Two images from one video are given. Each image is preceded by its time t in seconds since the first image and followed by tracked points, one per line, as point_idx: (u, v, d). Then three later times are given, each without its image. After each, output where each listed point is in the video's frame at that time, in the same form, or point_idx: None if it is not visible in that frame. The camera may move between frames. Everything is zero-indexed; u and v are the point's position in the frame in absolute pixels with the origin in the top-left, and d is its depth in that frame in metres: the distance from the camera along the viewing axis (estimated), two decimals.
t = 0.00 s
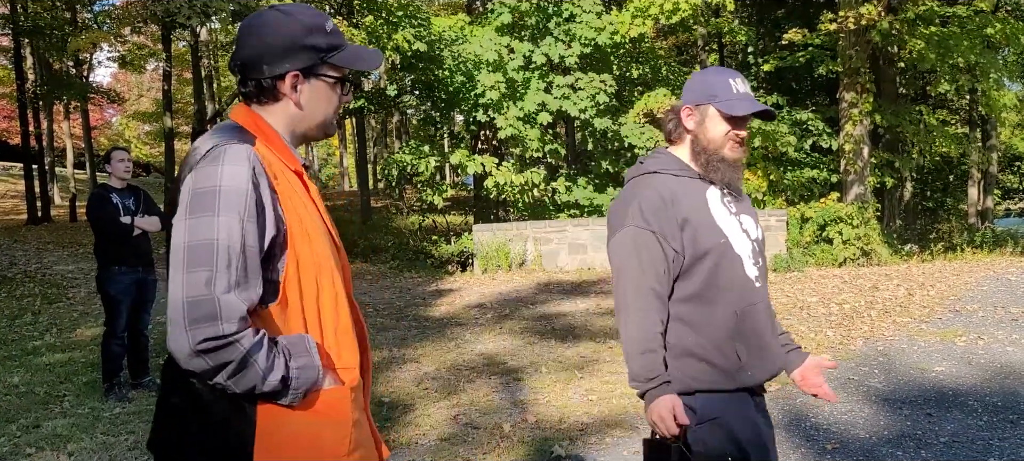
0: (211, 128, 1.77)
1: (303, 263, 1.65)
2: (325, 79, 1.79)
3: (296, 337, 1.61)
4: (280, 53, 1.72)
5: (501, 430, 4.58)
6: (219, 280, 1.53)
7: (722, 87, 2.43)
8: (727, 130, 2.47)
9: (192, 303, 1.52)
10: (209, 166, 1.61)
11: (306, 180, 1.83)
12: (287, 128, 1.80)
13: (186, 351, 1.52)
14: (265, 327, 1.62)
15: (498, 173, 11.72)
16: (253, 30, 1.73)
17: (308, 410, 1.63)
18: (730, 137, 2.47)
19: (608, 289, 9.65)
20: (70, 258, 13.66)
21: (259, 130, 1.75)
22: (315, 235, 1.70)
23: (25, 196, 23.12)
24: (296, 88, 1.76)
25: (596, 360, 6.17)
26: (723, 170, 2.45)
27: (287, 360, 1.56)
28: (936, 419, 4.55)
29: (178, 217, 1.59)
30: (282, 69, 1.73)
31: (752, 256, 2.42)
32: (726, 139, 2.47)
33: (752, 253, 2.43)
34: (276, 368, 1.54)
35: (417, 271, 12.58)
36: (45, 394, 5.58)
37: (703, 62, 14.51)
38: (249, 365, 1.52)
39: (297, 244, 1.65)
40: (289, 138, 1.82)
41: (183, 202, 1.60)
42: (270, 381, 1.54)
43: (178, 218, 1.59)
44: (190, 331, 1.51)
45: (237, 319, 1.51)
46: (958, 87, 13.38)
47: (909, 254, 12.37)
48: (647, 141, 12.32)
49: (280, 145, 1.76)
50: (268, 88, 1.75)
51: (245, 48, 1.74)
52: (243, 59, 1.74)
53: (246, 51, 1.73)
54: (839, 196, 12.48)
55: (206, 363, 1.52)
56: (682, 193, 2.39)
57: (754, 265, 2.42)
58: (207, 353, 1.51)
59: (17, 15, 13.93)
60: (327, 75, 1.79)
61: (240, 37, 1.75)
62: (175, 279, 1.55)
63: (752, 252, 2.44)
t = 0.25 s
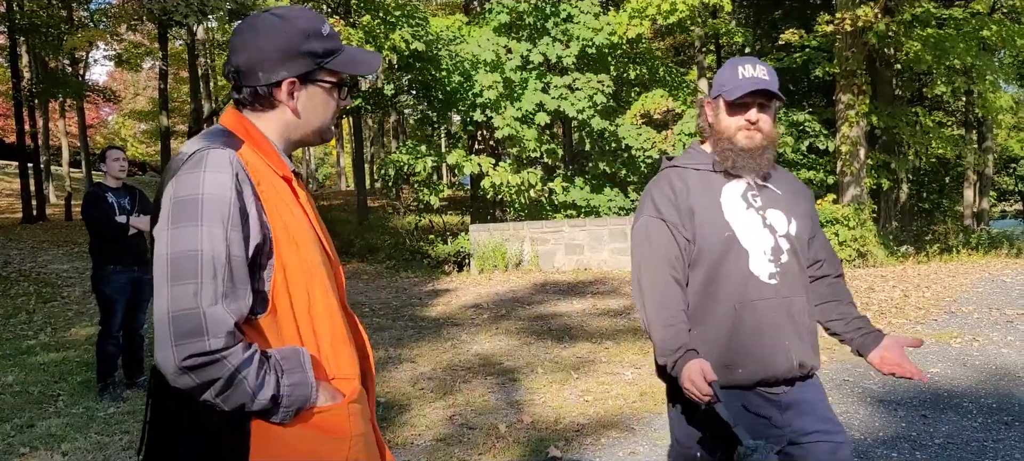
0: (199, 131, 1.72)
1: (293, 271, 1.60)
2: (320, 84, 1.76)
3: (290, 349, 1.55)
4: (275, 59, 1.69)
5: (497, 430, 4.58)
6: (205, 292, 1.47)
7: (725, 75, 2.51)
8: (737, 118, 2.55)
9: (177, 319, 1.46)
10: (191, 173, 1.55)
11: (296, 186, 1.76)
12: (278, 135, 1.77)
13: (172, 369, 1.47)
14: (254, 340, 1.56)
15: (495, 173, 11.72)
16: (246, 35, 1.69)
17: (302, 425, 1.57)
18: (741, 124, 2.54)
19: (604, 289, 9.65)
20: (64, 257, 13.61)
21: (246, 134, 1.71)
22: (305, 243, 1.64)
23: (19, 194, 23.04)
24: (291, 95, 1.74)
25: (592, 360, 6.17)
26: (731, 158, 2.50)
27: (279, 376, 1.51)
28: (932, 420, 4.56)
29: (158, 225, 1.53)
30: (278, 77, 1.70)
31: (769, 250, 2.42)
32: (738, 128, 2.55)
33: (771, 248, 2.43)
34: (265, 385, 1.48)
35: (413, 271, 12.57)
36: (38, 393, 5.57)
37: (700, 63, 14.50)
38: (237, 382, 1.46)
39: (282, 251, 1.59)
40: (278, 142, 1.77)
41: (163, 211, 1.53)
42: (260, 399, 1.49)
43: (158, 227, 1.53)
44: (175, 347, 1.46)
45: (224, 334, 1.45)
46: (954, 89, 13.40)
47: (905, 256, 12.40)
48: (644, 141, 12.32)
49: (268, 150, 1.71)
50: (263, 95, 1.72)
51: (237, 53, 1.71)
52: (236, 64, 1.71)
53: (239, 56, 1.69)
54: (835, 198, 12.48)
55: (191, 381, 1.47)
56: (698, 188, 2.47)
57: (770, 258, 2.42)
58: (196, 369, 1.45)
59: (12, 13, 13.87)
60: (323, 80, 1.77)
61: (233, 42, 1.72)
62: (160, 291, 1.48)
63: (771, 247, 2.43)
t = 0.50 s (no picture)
0: (194, 130, 1.70)
1: (288, 274, 1.58)
2: (315, 80, 1.76)
3: (281, 356, 1.52)
4: (270, 59, 1.68)
5: (484, 430, 4.58)
6: (197, 298, 1.44)
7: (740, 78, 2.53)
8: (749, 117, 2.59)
9: (169, 325, 1.43)
10: (186, 174, 1.51)
11: (291, 189, 1.73)
12: (275, 134, 1.76)
13: (160, 377, 1.44)
14: (244, 345, 1.53)
15: (482, 173, 11.72)
16: (241, 36, 1.68)
17: (294, 433, 1.54)
18: (752, 124, 2.58)
19: (591, 289, 9.68)
20: (48, 256, 13.50)
21: (242, 134, 1.69)
22: (299, 248, 1.60)
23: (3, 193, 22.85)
24: (289, 94, 1.73)
25: (579, 360, 6.18)
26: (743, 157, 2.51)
27: (269, 384, 1.48)
28: (916, 419, 4.59)
29: (151, 227, 1.49)
30: (274, 76, 1.69)
31: (768, 256, 2.37)
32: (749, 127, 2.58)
33: (771, 255, 2.36)
34: (256, 394, 1.46)
35: (400, 270, 12.55)
36: (22, 393, 5.52)
37: (688, 64, 14.55)
38: (227, 390, 1.43)
39: (276, 256, 1.56)
40: (274, 143, 1.76)
41: (155, 213, 1.50)
42: (250, 408, 1.46)
43: (151, 228, 1.49)
44: (166, 353, 1.43)
45: (215, 341, 1.43)
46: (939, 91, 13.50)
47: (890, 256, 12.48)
48: (631, 142, 12.39)
49: (263, 150, 1.69)
50: (260, 96, 1.71)
51: (230, 54, 1.69)
52: (230, 66, 1.69)
53: (234, 55, 1.68)
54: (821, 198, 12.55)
55: (180, 388, 1.43)
56: (709, 190, 2.57)
57: (768, 264, 2.37)
58: (185, 376, 1.42)
59: None
60: (318, 77, 1.77)
61: (227, 43, 1.70)
62: (151, 294, 1.45)
63: (772, 253, 2.36)
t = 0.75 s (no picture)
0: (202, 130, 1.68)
1: (303, 277, 1.59)
2: (319, 75, 1.76)
3: (294, 362, 1.54)
4: (274, 57, 1.67)
5: (469, 430, 4.57)
6: (219, 301, 1.45)
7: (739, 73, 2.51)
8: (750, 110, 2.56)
9: (191, 328, 1.44)
10: (207, 175, 1.51)
11: (300, 188, 1.75)
12: (282, 131, 1.76)
13: (182, 378, 1.45)
14: (260, 348, 1.55)
15: (468, 172, 11.70)
16: (240, 33, 1.67)
17: (305, 437, 1.56)
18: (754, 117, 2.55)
19: (577, 289, 9.68)
20: (30, 256, 13.37)
21: (255, 136, 1.69)
22: (312, 251, 1.62)
23: None
24: (294, 91, 1.73)
25: (564, 360, 6.18)
26: (748, 153, 2.52)
27: (285, 389, 1.50)
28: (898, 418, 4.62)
29: (171, 228, 1.49)
30: (279, 74, 1.69)
31: (758, 247, 2.41)
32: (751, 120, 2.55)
33: (761, 245, 2.40)
34: (273, 399, 1.48)
35: (385, 270, 12.50)
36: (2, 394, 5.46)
37: (673, 64, 14.56)
38: (246, 394, 1.45)
39: (292, 259, 1.58)
40: (281, 140, 1.76)
41: (175, 215, 1.50)
42: (266, 412, 1.48)
43: (171, 230, 1.49)
44: (187, 356, 1.44)
45: (237, 346, 1.44)
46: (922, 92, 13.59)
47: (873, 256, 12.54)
48: (616, 142, 12.42)
49: (273, 149, 1.70)
50: (265, 95, 1.71)
51: (230, 51, 1.68)
52: (233, 66, 1.68)
53: (236, 54, 1.67)
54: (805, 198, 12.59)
55: (201, 390, 1.45)
56: (716, 183, 2.62)
57: (758, 254, 2.41)
58: (205, 379, 1.44)
59: None
60: (321, 71, 1.76)
61: (227, 41, 1.69)
62: (173, 297, 1.46)
63: (763, 243, 2.40)
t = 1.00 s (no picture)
0: (224, 127, 1.74)
1: (328, 262, 1.67)
2: (329, 65, 1.81)
3: (323, 344, 1.61)
4: (284, 49, 1.71)
5: (452, 429, 4.56)
6: (247, 284, 1.52)
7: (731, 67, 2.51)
8: (744, 104, 2.53)
9: (223, 310, 1.52)
10: (232, 166, 1.60)
11: (324, 177, 1.82)
12: (299, 123, 1.81)
13: (217, 361, 1.53)
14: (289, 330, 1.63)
15: (452, 172, 11.66)
16: (248, 29, 1.70)
17: (337, 417, 1.63)
18: (745, 112, 2.53)
19: (560, 289, 9.67)
20: (7, 255, 13.20)
21: (274, 127, 1.74)
22: (335, 235, 1.70)
23: None
24: (307, 81, 1.77)
25: (548, 360, 6.18)
26: (740, 145, 2.49)
27: (316, 369, 1.57)
28: (879, 417, 4.65)
29: (200, 218, 1.58)
30: (291, 66, 1.73)
31: (734, 240, 2.43)
32: (743, 115, 2.53)
33: (738, 238, 2.42)
34: (305, 378, 1.55)
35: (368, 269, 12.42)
36: None
37: (657, 65, 14.58)
38: (277, 374, 1.52)
39: (317, 243, 1.66)
40: (301, 132, 1.82)
41: (202, 205, 1.59)
42: (299, 392, 1.55)
43: (200, 220, 1.58)
44: (221, 338, 1.52)
45: (267, 326, 1.52)
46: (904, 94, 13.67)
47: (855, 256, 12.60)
48: (601, 143, 12.42)
49: (293, 140, 1.76)
50: (279, 88, 1.75)
51: (242, 48, 1.72)
52: (246, 62, 1.72)
53: (247, 47, 1.70)
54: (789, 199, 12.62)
55: (235, 372, 1.53)
56: (700, 181, 2.64)
57: (734, 248, 2.42)
58: (238, 362, 1.52)
59: None
60: (331, 61, 1.81)
61: (236, 39, 1.73)
62: (205, 283, 1.54)
63: (738, 237, 2.42)
